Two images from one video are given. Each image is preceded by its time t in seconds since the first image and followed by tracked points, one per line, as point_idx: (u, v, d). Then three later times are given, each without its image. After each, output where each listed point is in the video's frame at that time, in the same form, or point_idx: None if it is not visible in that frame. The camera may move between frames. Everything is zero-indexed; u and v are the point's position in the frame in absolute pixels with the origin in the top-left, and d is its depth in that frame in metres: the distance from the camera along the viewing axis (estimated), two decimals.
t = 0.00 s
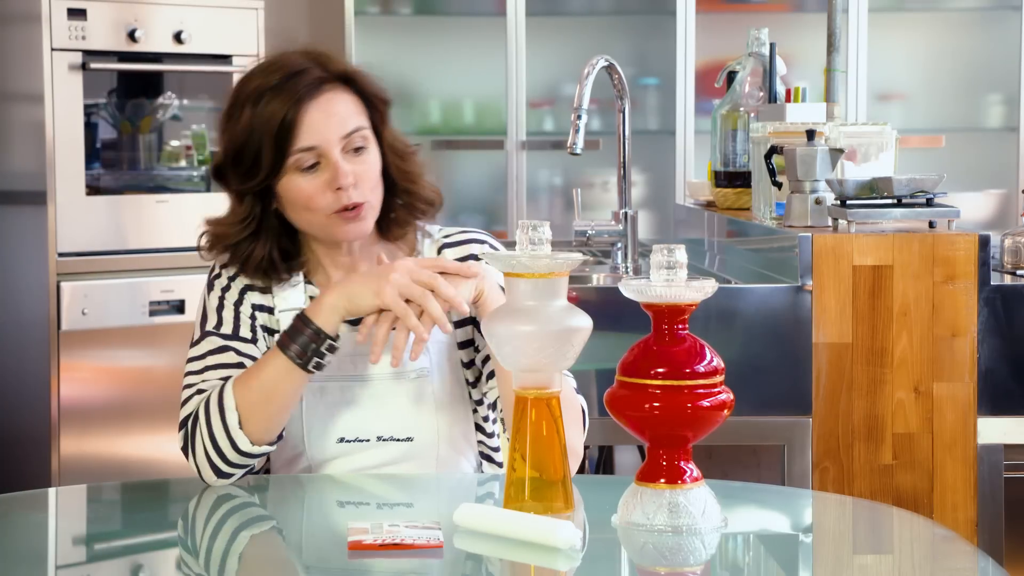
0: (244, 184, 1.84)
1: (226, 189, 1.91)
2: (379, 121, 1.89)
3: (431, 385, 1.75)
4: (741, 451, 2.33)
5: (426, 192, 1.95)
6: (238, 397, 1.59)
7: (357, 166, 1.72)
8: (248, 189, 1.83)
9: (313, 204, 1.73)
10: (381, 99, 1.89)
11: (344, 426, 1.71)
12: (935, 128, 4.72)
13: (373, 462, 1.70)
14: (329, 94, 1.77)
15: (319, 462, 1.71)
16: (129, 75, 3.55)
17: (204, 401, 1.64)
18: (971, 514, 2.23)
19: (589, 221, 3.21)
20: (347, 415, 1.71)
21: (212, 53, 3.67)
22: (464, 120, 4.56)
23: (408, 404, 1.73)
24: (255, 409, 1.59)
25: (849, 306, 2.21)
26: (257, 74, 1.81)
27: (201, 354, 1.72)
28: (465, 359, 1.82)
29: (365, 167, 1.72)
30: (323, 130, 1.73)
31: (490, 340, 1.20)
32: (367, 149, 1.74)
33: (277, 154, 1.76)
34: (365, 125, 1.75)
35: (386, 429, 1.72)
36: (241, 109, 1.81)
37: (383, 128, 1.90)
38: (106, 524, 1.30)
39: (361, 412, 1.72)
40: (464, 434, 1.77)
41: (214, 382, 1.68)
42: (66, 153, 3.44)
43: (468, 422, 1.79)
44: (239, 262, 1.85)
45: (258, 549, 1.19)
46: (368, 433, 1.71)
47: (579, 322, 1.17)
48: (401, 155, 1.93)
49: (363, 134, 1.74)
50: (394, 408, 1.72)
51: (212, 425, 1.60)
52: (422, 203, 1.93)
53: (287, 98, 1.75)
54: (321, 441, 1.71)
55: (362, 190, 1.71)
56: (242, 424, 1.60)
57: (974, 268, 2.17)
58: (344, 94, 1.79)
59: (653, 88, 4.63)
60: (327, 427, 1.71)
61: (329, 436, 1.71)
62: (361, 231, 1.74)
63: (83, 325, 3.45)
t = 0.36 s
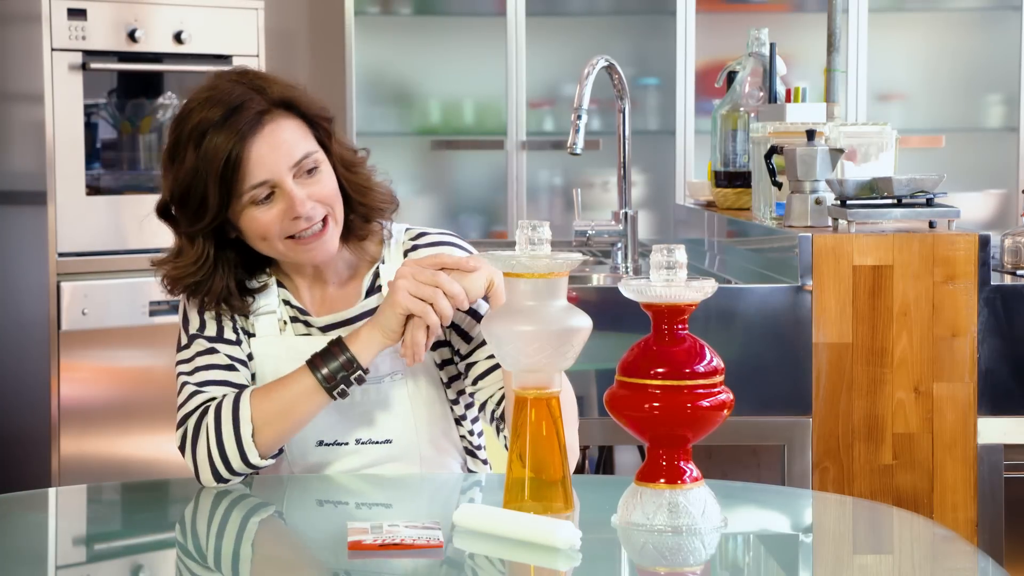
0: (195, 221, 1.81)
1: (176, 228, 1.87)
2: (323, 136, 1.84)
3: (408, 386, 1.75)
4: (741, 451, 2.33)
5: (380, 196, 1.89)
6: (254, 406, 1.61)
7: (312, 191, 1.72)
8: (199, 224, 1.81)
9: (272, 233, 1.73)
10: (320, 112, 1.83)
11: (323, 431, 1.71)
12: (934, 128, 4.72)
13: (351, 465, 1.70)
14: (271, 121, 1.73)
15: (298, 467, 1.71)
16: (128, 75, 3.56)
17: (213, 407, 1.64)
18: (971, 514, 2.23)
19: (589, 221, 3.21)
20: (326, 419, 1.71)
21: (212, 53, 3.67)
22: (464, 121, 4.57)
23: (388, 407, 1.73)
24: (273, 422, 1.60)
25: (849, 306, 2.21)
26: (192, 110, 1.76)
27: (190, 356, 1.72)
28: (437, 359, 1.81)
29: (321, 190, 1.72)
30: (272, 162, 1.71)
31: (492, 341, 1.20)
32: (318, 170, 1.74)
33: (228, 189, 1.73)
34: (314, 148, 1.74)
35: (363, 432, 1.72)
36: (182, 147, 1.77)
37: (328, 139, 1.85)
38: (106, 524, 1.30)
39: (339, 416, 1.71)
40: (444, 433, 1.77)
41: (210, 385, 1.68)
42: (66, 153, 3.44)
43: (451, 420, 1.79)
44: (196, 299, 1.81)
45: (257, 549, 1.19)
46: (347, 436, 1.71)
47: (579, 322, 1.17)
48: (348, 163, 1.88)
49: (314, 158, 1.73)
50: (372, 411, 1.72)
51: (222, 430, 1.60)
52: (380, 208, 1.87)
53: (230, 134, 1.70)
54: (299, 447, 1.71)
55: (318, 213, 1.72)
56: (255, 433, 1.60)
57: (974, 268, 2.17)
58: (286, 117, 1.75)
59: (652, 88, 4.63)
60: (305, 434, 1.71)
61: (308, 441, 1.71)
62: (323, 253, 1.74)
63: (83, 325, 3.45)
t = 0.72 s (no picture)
0: (219, 192, 1.83)
1: (199, 199, 1.88)
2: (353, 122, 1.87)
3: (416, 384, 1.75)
4: (740, 451, 2.33)
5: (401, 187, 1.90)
6: (242, 407, 1.61)
7: (340, 166, 1.73)
8: (225, 194, 1.82)
9: (297, 206, 1.74)
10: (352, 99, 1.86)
11: (331, 428, 1.70)
12: (934, 129, 4.72)
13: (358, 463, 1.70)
14: (304, 95, 1.77)
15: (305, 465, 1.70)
16: (129, 75, 3.56)
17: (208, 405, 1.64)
18: (971, 514, 2.23)
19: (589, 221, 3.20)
20: (334, 415, 1.70)
21: (212, 53, 3.67)
22: (464, 121, 4.56)
23: (393, 405, 1.73)
24: (264, 418, 1.60)
25: (849, 306, 2.21)
26: (230, 81, 1.79)
27: (190, 353, 1.71)
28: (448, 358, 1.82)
29: (348, 166, 1.73)
30: (302, 134, 1.73)
31: (490, 340, 1.20)
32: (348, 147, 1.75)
33: (258, 158, 1.75)
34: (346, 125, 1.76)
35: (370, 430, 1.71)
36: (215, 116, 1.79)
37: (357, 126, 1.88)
38: (106, 524, 1.30)
39: (347, 413, 1.71)
40: (449, 433, 1.77)
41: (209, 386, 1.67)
42: (66, 153, 3.44)
43: (456, 420, 1.79)
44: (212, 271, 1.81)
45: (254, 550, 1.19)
46: (354, 433, 1.70)
47: (579, 323, 1.17)
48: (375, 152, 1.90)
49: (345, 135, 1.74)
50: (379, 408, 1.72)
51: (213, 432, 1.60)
52: (403, 200, 1.88)
53: (266, 103, 1.73)
54: (308, 444, 1.70)
55: (345, 189, 1.73)
56: (246, 432, 1.60)
57: (974, 268, 2.17)
58: (321, 94, 1.78)
59: (653, 88, 4.63)
60: (312, 431, 1.70)
61: (316, 438, 1.70)
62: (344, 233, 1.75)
63: (84, 325, 3.45)
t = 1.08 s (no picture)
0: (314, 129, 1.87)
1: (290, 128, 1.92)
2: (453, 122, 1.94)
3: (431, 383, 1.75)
4: (741, 451, 2.33)
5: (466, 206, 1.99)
6: (220, 398, 1.60)
7: (426, 148, 1.77)
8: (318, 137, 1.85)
9: (370, 165, 1.78)
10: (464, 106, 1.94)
11: (343, 424, 1.72)
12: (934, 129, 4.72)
13: (368, 459, 1.71)
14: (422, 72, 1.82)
15: (315, 459, 1.72)
16: (128, 75, 3.56)
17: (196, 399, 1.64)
18: (971, 514, 2.23)
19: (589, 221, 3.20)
20: (345, 412, 1.72)
21: (212, 53, 3.67)
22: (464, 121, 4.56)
23: (407, 404, 1.73)
24: (241, 403, 1.59)
25: (849, 306, 2.21)
26: (363, 34, 1.84)
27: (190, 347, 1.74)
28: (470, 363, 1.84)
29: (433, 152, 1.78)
30: (410, 102, 1.78)
31: (490, 343, 1.20)
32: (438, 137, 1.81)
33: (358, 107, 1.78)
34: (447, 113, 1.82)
35: (383, 427, 1.72)
36: (333, 58, 1.83)
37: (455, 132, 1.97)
38: (106, 524, 1.30)
39: (361, 409, 1.72)
40: (459, 436, 1.78)
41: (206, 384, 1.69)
42: (66, 153, 3.44)
43: (467, 424, 1.79)
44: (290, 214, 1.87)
45: (252, 552, 1.19)
46: (366, 430, 1.72)
47: (579, 323, 1.17)
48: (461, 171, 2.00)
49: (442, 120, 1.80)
50: (392, 405, 1.73)
51: (200, 427, 1.60)
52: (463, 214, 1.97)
53: (387, 66, 1.78)
54: (319, 438, 1.72)
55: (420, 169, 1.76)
56: (228, 420, 1.60)
57: (974, 268, 2.17)
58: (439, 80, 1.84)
59: (653, 88, 4.63)
60: (326, 425, 1.72)
61: (327, 432, 1.72)
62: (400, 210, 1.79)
63: (84, 326, 3.45)
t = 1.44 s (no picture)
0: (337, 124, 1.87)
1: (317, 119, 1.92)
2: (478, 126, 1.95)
3: (442, 384, 1.75)
4: (741, 451, 2.33)
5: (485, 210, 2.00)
6: (229, 398, 1.60)
7: (449, 152, 1.78)
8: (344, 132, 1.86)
9: (391, 164, 1.78)
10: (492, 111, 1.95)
11: (353, 422, 1.72)
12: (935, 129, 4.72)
13: (377, 458, 1.71)
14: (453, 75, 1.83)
15: (324, 456, 1.72)
16: (128, 75, 3.56)
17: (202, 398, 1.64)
18: (971, 514, 2.23)
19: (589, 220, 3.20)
20: (355, 411, 1.72)
21: (212, 53, 3.67)
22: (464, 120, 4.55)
23: (417, 404, 1.73)
24: (251, 406, 1.59)
25: (849, 306, 2.21)
26: (397, 33, 1.85)
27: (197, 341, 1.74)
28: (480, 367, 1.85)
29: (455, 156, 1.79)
30: (436, 105, 1.79)
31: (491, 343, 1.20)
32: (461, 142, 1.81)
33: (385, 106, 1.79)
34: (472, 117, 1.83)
35: (393, 426, 1.72)
36: (365, 55, 1.84)
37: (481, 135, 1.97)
38: (106, 524, 1.30)
39: (372, 408, 1.72)
40: (467, 438, 1.78)
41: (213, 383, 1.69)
42: (66, 153, 3.44)
43: (475, 426, 1.79)
44: (309, 207, 1.87)
45: (256, 552, 1.19)
46: (376, 429, 1.72)
47: (578, 323, 1.17)
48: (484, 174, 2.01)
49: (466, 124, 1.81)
50: (402, 406, 1.73)
51: (206, 425, 1.61)
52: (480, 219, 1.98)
53: (416, 68, 1.78)
54: (329, 437, 1.72)
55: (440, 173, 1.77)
56: (235, 421, 1.60)
57: (974, 268, 2.17)
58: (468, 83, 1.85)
59: (653, 88, 4.63)
60: (336, 423, 1.72)
61: (336, 431, 1.72)
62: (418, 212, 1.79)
63: (84, 326, 3.45)
